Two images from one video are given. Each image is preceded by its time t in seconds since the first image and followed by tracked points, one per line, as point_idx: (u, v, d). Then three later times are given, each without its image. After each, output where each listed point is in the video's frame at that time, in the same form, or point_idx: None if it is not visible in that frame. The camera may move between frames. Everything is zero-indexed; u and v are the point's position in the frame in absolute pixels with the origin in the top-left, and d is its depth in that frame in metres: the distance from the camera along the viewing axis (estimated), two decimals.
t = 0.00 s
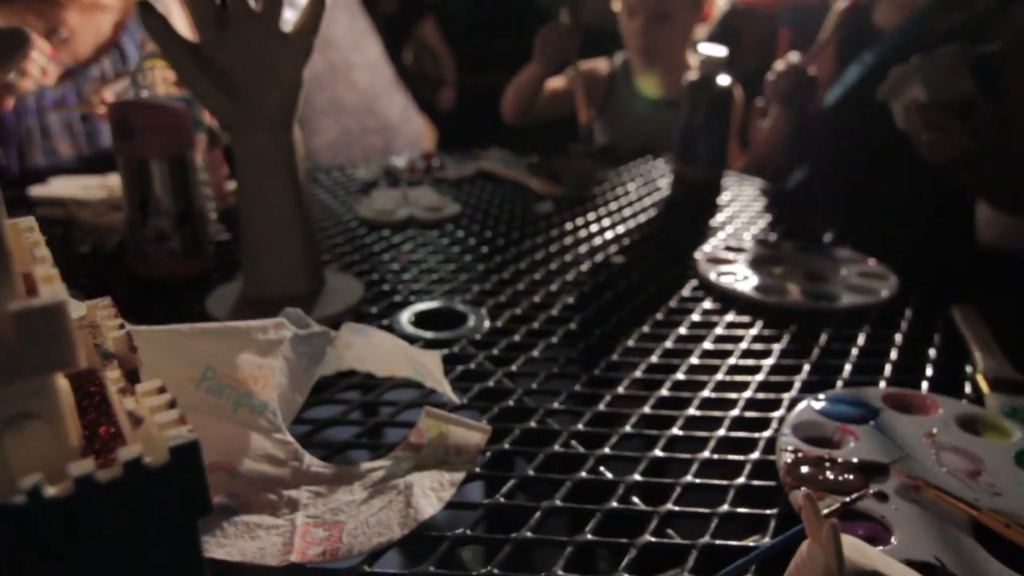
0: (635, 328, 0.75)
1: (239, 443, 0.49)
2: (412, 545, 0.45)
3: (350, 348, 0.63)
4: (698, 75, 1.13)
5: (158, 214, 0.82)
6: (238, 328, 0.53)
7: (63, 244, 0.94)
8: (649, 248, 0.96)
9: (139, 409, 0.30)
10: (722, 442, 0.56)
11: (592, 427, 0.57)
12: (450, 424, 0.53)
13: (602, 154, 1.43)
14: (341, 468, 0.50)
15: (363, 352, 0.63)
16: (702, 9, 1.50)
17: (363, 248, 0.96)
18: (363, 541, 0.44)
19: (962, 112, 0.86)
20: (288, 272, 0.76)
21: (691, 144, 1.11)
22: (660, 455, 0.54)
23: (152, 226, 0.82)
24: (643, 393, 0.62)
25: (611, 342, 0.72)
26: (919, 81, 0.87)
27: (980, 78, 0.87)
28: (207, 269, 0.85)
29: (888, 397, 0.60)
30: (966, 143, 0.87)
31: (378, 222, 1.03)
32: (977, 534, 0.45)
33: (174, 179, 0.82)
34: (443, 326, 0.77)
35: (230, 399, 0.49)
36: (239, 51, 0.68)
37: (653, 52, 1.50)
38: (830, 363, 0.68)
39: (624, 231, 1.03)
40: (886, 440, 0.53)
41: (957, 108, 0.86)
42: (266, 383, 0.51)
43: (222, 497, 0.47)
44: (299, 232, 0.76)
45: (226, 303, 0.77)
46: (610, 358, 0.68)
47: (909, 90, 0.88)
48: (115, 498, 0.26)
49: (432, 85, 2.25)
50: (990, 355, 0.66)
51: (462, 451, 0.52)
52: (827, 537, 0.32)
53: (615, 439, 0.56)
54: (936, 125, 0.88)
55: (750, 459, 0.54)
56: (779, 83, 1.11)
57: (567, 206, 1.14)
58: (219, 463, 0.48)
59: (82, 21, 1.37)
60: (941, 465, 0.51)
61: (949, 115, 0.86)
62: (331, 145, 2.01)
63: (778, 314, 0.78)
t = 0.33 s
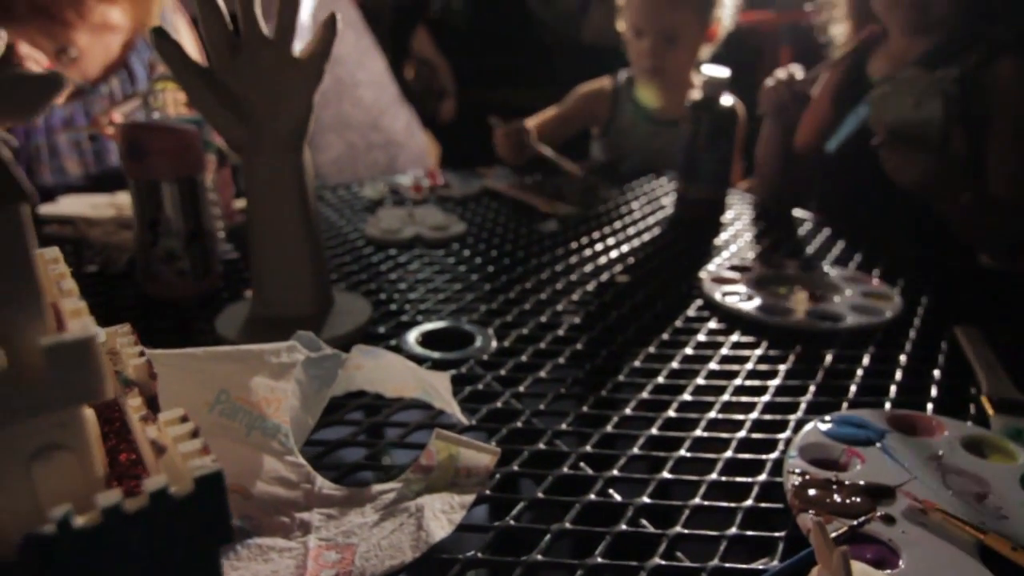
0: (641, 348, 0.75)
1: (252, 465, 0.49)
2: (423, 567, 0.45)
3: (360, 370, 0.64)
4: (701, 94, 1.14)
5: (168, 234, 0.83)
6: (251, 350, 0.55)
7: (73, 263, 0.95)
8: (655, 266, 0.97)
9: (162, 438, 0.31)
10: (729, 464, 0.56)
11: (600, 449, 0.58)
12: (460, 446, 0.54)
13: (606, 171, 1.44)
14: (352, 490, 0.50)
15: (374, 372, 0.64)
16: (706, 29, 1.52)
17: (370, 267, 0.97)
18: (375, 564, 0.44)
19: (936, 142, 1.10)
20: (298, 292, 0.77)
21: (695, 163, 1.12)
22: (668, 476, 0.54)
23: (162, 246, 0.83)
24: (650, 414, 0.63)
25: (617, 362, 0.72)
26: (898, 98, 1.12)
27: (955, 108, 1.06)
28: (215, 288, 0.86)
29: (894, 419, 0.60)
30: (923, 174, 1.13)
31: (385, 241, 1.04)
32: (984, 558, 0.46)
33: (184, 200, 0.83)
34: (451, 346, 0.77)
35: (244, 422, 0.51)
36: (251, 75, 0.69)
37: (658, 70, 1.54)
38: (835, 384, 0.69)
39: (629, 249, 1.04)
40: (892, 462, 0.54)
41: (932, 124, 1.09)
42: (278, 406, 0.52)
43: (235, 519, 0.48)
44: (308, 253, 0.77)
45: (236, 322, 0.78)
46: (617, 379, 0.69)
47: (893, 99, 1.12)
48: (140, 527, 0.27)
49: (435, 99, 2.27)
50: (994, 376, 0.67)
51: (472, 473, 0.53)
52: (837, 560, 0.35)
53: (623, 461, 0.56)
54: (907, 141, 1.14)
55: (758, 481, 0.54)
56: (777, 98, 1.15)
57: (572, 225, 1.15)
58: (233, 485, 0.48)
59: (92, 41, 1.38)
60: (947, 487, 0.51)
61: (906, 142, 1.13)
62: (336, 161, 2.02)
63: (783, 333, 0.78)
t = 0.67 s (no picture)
0: (645, 365, 0.76)
1: (262, 484, 0.50)
2: None
3: (366, 388, 0.64)
4: (703, 111, 1.14)
5: (175, 252, 0.83)
6: (261, 369, 0.55)
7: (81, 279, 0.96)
8: (659, 282, 0.98)
9: (180, 460, 0.33)
10: (734, 482, 0.57)
11: (607, 467, 0.58)
12: (466, 465, 0.54)
13: (608, 186, 1.45)
14: (360, 510, 0.50)
15: (379, 392, 0.65)
16: (706, 47, 1.53)
17: (375, 284, 0.97)
18: None
19: (935, 179, 1.23)
20: (305, 309, 0.78)
21: (697, 180, 1.13)
22: (674, 495, 0.55)
23: (170, 263, 0.83)
24: (655, 432, 0.63)
25: (621, 380, 0.73)
26: (896, 136, 1.25)
27: (946, 154, 1.21)
28: (222, 304, 0.87)
29: (898, 438, 0.60)
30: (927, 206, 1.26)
31: (389, 257, 1.05)
32: None
33: (191, 218, 0.83)
34: (457, 363, 0.78)
35: (255, 441, 0.51)
36: (259, 95, 0.70)
37: (658, 86, 1.55)
38: (839, 402, 0.69)
39: (633, 264, 1.05)
40: (896, 481, 0.54)
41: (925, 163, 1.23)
42: (288, 425, 0.53)
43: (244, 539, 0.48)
44: (315, 269, 0.78)
45: (243, 339, 0.78)
46: (621, 396, 0.69)
47: (894, 141, 1.26)
48: (163, 550, 0.28)
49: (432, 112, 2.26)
50: (997, 394, 0.67)
51: (479, 492, 0.53)
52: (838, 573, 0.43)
53: (628, 479, 0.56)
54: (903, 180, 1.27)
55: (763, 500, 0.54)
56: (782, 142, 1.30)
57: (575, 240, 1.16)
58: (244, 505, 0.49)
59: (97, 58, 1.40)
60: (951, 507, 0.52)
61: (904, 180, 1.27)
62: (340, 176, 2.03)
63: (786, 350, 0.79)
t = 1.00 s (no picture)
0: (648, 378, 0.76)
1: (270, 499, 0.50)
2: None
3: (373, 403, 0.65)
4: (704, 124, 1.14)
5: (181, 265, 0.84)
6: (267, 385, 0.56)
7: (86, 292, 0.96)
8: (662, 295, 0.98)
9: (193, 478, 0.33)
10: (738, 497, 0.57)
11: (612, 482, 0.58)
12: (472, 479, 0.54)
13: (609, 199, 1.45)
14: (366, 524, 0.51)
15: (385, 407, 0.65)
16: (707, 60, 1.53)
17: (379, 297, 0.98)
18: None
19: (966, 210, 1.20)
20: (310, 323, 0.78)
21: (699, 193, 1.13)
22: (678, 509, 0.55)
23: (175, 276, 0.84)
24: (660, 446, 0.64)
25: (625, 394, 0.73)
26: (928, 170, 1.28)
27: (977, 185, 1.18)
28: (227, 317, 0.87)
29: (901, 452, 0.61)
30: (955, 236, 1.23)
31: (393, 270, 1.05)
32: None
33: (197, 232, 0.84)
34: (462, 377, 0.78)
35: (262, 456, 0.52)
36: (265, 110, 0.71)
37: (660, 98, 1.55)
38: (842, 416, 0.69)
39: (636, 277, 1.06)
40: (900, 496, 0.55)
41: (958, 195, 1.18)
42: (296, 440, 0.54)
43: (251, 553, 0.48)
44: (320, 282, 0.78)
45: (248, 352, 0.79)
46: (625, 410, 0.70)
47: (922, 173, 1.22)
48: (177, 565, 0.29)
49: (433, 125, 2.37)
50: (999, 409, 0.67)
51: (484, 506, 0.54)
52: None
53: (633, 494, 0.57)
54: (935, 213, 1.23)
55: (768, 515, 0.54)
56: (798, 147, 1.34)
57: (577, 253, 1.16)
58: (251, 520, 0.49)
59: (104, 71, 1.45)
60: (955, 521, 0.52)
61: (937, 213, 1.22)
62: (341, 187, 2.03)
63: (789, 364, 0.79)
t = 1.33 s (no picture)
0: (652, 388, 0.76)
1: (274, 509, 0.50)
2: None
3: (377, 413, 0.65)
4: (706, 133, 1.14)
5: (185, 275, 0.84)
6: (275, 396, 0.57)
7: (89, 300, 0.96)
8: (665, 304, 0.99)
9: (202, 492, 0.34)
10: (742, 507, 0.57)
11: (616, 492, 0.58)
12: (476, 490, 0.55)
13: (610, 207, 1.45)
14: (371, 534, 0.51)
15: (388, 416, 0.65)
16: (710, 70, 1.54)
17: (382, 306, 0.98)
18: None
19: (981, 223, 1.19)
20: (313, 332, 0.78)
21: (701, 202, 1.13)
22: (682, 520, 0.55)
23: (179, 285, 0.84)
24: (664, 456, 0.64)
25: (628, 403, 0.73)
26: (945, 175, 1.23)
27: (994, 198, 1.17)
28: (230, 326, 0.87)
29: (905, 462, 0.61)
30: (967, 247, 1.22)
31: (395, 278, 1.06)
32: None
33: (201, 241, 0.84)
34: (465, 387, 0.78)
35: (267, 467, 0.52)
36: (271, 120, 0.71)
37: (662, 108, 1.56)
38: (846, 426, 0.69)
39: (638, 286, 1.06)
40: (904, 507, 0.55)
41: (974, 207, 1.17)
42: (300, 451, 0.54)
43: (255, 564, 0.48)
44: (324, 292, 0.78)
45: (252, 361, 0.79)
46: (628, 419, 0.70)
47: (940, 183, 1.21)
48: None
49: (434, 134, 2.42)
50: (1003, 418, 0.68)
51: (489, 517, 0.54)
52: None
53: (638, 504, 0.57)
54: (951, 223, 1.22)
55: (773, 526, 0.54)
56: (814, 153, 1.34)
57: (580, 262, 1.16)
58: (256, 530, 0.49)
59: (106, 79, 1.46)
60: (959, 532, 0.52)
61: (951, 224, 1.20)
62: (342, 195, 2.03)
63: (792, 373, 0.79)
